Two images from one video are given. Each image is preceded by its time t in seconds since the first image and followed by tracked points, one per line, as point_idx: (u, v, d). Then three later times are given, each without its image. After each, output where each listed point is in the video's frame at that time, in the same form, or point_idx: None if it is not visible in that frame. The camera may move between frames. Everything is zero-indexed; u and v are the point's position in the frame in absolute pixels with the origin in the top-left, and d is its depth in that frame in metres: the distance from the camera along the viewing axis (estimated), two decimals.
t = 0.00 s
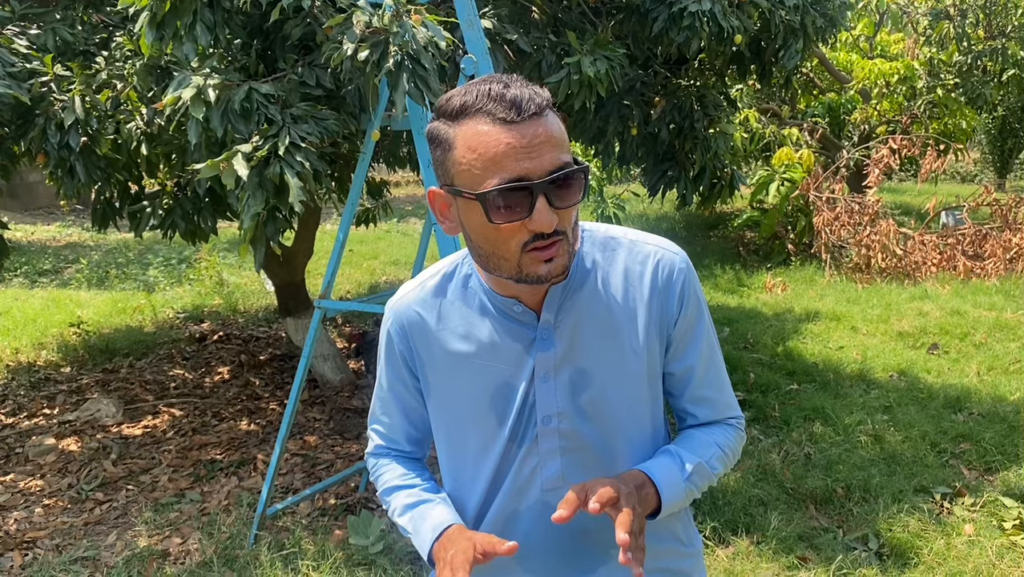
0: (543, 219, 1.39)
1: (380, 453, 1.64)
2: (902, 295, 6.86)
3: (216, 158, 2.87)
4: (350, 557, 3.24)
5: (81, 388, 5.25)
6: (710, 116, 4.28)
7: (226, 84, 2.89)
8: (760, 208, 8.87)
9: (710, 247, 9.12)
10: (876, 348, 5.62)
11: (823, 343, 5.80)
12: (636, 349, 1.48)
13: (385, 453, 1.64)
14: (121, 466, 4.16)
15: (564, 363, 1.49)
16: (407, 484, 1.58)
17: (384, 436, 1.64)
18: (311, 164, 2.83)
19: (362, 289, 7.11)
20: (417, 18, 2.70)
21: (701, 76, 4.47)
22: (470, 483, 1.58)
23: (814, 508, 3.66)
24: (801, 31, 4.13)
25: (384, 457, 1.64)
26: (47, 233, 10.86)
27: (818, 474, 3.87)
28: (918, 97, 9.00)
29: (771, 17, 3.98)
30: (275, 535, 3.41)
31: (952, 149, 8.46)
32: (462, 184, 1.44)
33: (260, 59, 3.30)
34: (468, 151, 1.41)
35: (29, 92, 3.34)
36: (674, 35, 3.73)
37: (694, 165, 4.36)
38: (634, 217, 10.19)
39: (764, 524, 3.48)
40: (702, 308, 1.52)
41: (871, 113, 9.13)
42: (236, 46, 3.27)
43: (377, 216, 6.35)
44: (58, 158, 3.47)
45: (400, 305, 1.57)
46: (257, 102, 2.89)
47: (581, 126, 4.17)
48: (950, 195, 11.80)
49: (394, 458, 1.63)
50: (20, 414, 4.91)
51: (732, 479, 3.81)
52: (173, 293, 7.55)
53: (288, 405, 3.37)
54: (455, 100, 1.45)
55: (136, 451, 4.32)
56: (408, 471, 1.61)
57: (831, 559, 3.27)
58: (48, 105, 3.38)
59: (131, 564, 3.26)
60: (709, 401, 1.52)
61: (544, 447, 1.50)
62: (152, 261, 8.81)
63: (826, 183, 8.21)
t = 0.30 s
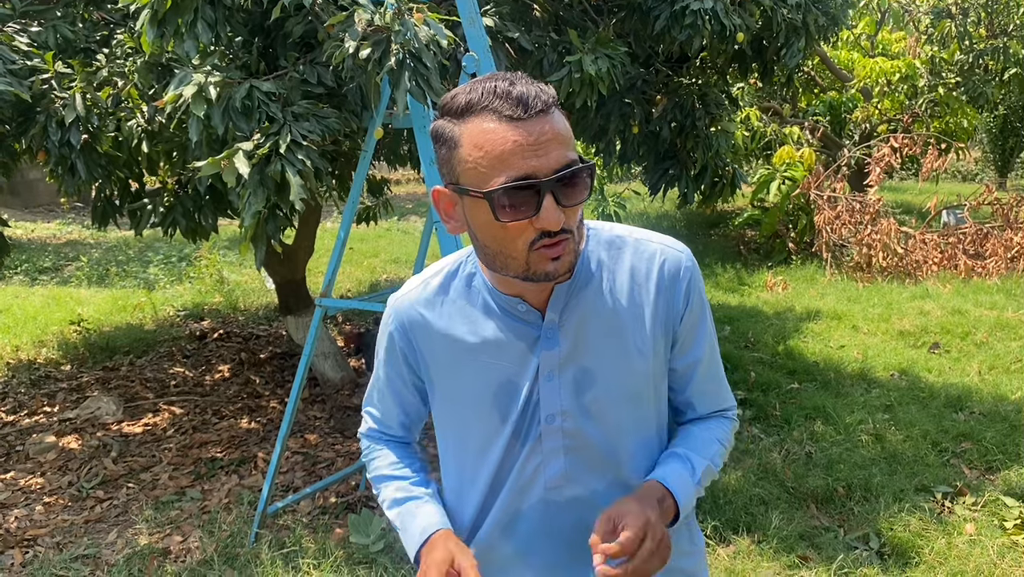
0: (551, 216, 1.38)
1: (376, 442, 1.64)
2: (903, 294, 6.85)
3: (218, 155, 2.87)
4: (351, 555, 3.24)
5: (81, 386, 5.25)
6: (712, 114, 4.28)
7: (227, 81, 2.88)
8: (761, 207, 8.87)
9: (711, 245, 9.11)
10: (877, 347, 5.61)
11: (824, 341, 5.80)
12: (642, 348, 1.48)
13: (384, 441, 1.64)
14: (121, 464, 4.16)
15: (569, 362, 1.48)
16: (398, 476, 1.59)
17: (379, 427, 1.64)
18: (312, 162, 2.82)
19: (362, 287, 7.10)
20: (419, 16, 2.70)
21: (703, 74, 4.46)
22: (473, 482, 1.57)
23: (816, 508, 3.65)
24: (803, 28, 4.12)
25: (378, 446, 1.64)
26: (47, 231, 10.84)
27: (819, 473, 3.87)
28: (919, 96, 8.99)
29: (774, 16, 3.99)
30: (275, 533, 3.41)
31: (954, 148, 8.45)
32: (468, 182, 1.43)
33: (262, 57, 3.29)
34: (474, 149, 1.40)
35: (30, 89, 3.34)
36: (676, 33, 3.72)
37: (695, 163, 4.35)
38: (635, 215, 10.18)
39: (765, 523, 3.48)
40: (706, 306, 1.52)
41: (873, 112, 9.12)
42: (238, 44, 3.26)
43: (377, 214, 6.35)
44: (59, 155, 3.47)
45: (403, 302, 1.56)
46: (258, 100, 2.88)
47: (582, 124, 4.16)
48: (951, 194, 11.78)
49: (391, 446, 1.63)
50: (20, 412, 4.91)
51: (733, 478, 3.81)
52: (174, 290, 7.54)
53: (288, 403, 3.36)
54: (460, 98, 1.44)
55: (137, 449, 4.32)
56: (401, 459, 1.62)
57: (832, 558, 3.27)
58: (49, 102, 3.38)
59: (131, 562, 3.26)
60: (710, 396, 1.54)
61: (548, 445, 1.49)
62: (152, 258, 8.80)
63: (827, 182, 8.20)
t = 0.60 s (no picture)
0: (522, 206, 1.39)
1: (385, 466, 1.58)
2: (904, 293, 6.85)
3: (220, 152, 2.86)
4: (352, 554, 3.24)
5: (81, 383, 5.25)
6: (714, 113, 4.28)
7: (229, 78, 2.88)
8: (762, 206, 8.86)
9: (712, 245, 9.11)
10: (878, 346, 5.61)
11: (825, 341, 5.79)
12: (640, 344, 1.48)
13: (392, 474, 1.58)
14: (121, 462, 4.16)
15: (567, 357, 1.48)
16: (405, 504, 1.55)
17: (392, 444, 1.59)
18: (314, 159, 2.83)
19: (363, 286, 7.10)
20: (421, 13, 2.69)
21: (706, 73, 4.45)
22: (470, 477, 1.56)
23: (816, 507, 3.65)
24: (804, 28, 4.14)
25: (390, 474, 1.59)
26: (47, 228, 10.83)
27: (820, 472, 3.86)
28: (921, 95, 8.99)
29: (776, 14, 4.00)
30: (276, 531, 3.41)
31: (955, 147, 8.44)
32: (451, 171, 1.45)
33: (264, 54, 3.28)
34: (456, 138, 1.42)
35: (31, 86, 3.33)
36: (678, 31, 3.71)
37: (697, 162, 4.34)
38: (636, 214, 10.17)
39: (766, 522, 3.48)
40: (710, 306, 1.52)
41: (874, 111, 9.12)
42: (239, 41, 3.25)
43: (378, 213, 6.34)
44: (60, 152, 3.46)
45: (406, 296, 1.58)
46: (260, 97, 2.87)
47: (584, 122, 4.15)
48: (952, 194, 11.77)
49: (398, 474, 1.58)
50: (21, 409, 4.90)
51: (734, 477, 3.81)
52: (174, 288, 7.54)
53: (289, 402, 3.35)
54: (450, 89, 1.47)
55: (137, 447, 4.32)
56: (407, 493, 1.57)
57: (833, 557, 3.26)
58: (51, 99, 3.38)
59: (132, 559, 3.26)
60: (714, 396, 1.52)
61: (547, 440, 1.49)
62: (152, 256, 8.79)
63: (828, 181, 8.20)
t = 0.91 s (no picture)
0: (526, 209, 1.39)
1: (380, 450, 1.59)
2: (904, 293, 6.84)
3: (222, 151, 2.86)
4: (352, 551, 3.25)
5: (82, 381, 5.25)
6: (716, 112, 4.28)
7: (231, 77, 2.87)
8: (763, 205, 8.86)
9: (713, 244, 9.10)
10: (878, 346, 5.61)
11: (825, 340, 5.79)
12: (649, 344, 1.47)
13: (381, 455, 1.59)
14: (122, 459, 4.16)
15: (574, 356, 1.49)
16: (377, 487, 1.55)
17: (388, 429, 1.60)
18: (315, 157, 2.82)
19: (363, 284, 7.09)
20: (423, 11, 2.68)
21: (707, 72, 4.44)
22: (477, 476, 1.56)
23: (817, 506, 3.64)
24: (806, 27, 4.15)
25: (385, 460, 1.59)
26: (47, 226, 10.83)
27: (821, 472, 3.86)
28: (922, 94, 8.98)
29: (777, 13, 4.00)
30: (277, 529, 3.41)
31: (956, 147, 8.44)
32: (458, 172, 1.46)
33: (265, 52, 3.28)
34: (463, 140, 1.43)
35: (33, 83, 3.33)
36: (680, 30, 3.70)
37: (698, 161, 4.34)
38: (637, 213, 10.17)
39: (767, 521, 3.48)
40: (719, 306, 1.51)
41: (875, 110, 9.14)
42: (242, 39, 3.25)
43: (379, 211, 6.34)
44: (61, 150, 3.46)
45: (413, 296, 1.59)
46: (262, 95, 2.88)
47: (586, 121, 4.15)
48: (953, 194, 11.76)
49: (388, 458, 1.59)
50: (21, 407, 4.90)
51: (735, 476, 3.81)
52: (175, 286, 7.54)
53: (291, 400, 3.34)
54: (461, 89, 1.47)
55: (138, 444, 4.32)
56: (390, 477, 1.57)
57: (834, 557, 3.26)
58: (53, 97, 3.37)
59: (133, 557, 3.26)
60: (723, 397, 1.51)
61: (553, 439, 1.49)
62: (153, 254, 8.79)
63: (829, 180, 8.20)
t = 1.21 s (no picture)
0: (526, 212, 1.39)
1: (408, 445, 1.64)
2: (904, 293, 6.85)
3: (223, 149, 2.86)
4: (352, 550, 3.25)
5: (82, 379, 5.25)
6: (716, 112, 4.28)
7: (232, 75, 2.87)
8: (763, 205, 8.86)
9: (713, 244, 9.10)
10: (879, 346, 5.61)
11: (826, 340, 5.79)
12: (653, 343, 1.47)
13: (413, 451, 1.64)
14: (122, 458, 4.15)
15: (579, 355, 1.49)
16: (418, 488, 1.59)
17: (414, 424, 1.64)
18: (317, 156, 2.82)
19: (364, 283, 7.10)
20: (425, 10, 2.67)
21: (708, 72, 4.44)
22: (483, 473, 1.57)
23: (817, 506, 3.64)
24: (807, 27, 4.15)
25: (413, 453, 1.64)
26: (47, 224, 10.83)
27: (821, 472, 3.86)
28: (923, 95, 8.98)
29: (778, 14, 4.00)
30: (277, 528, 3.41)
31: (957, 148, 8.43)
32: (461, 173, 1.46)
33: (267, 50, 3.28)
34: (465, 141, 1.43)
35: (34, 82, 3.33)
36: (682, 30, 3.70)
37: (699, 161, 4.34)
38: (637, 213, 10.17)
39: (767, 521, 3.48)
40: (723, 306, 1.51)
41: (876, 110, 9.14)
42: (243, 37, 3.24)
43: (380, 210, 6.34)
44: (63, 148, 3.46)
45: (420, 294, 1.59)
46: (263, 94, 2.88)
47: (587, 120, 4.15)
48: (953, 194, 11.77)
49: (418, 454, 1.64)
50: (22, 405, 4.90)
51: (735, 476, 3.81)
52: (175, 285, 7.54)
53: (291, 398, 3.33)
54: (465, 89, 1.47)
55: (138, 443, 4.32)
56: (424, 473, 1.61)
57: (834, 557, 3.26)
58: (54, 95, 3.37)
59: (133, 555, 3.26)
60: (727, 396, 1.51)
61: (558, 437, 1.49)
62: (153, 252, 8.79)
63: (829, 180, 8.20)
